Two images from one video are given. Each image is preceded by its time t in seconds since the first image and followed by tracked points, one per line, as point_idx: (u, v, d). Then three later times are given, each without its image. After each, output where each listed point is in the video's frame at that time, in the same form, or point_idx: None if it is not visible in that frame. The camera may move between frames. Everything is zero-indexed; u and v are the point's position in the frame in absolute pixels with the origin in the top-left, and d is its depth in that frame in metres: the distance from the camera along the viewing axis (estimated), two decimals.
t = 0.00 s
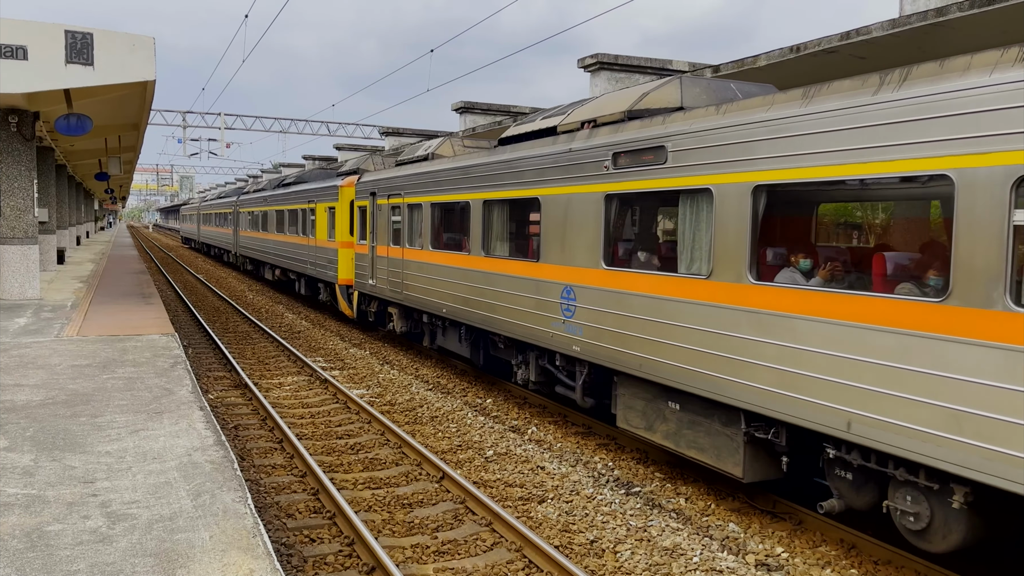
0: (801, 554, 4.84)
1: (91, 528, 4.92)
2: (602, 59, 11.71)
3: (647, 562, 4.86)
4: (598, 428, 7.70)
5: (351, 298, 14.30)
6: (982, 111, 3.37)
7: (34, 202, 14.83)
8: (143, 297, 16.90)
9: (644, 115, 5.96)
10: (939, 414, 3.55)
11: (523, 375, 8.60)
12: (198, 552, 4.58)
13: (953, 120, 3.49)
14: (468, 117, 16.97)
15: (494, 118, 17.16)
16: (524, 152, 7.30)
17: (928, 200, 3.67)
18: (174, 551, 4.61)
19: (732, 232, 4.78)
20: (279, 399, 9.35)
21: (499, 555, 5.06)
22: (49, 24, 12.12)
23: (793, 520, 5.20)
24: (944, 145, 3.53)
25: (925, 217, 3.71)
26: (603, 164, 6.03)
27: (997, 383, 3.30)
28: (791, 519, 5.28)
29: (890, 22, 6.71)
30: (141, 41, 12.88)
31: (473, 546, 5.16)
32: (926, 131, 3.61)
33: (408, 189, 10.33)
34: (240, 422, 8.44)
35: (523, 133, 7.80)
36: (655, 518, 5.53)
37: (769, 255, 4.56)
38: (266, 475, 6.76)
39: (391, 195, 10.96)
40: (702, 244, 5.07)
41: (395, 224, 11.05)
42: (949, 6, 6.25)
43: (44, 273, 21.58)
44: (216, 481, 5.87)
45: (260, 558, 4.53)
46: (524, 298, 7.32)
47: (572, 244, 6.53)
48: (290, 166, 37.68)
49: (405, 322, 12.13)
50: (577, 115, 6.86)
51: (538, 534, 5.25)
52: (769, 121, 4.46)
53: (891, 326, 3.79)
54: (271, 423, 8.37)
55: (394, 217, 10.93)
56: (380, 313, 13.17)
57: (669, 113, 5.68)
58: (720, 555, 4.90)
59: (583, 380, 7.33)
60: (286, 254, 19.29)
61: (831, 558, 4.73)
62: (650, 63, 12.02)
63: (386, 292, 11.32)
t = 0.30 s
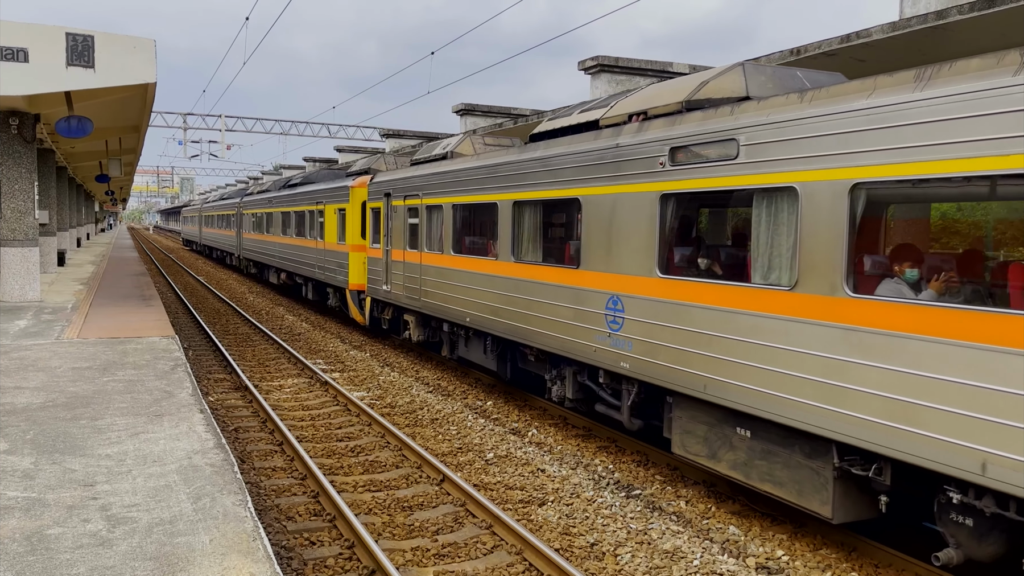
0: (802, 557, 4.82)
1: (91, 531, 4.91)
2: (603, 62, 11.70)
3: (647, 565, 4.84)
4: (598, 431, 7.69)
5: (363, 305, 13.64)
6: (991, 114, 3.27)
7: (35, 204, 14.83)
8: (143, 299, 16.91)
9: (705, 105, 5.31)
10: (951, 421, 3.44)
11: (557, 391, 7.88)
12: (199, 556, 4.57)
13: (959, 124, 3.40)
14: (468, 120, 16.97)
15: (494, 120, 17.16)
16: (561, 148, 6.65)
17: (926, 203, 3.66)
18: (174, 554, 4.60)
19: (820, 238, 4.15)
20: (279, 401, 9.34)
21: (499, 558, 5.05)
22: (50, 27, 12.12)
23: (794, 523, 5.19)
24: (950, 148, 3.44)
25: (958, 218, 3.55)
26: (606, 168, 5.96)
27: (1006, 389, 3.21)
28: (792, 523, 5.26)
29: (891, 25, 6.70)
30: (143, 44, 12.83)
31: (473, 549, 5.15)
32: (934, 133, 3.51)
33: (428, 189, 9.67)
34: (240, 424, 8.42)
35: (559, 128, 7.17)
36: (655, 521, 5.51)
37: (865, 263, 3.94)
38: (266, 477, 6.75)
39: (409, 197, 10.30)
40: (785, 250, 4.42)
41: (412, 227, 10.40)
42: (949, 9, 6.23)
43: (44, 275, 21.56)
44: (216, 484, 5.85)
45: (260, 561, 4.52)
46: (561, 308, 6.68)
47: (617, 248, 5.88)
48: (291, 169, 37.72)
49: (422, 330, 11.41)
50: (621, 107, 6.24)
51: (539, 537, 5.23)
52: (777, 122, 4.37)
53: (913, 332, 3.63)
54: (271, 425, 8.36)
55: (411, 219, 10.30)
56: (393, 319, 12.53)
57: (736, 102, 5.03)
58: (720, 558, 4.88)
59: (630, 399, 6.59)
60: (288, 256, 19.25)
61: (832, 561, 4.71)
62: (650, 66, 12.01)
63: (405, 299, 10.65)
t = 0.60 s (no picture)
0: (802, 559, 4.82)
1: (92, 533, 4.91)
2: (603, 64, 11.71)
3: (647, 566, 4.85)
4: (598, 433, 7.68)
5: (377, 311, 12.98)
6: (995, 117, 3.29)
7: (35, 206, 14.83)
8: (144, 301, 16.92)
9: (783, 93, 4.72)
10: (957, 424, 3.43)
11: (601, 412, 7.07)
12: (199, 558, 4.57)
13: (962, 126, 3.43)
14: (469, 122, 16.98)
15: (495, 122, 17.18)
16: (608, 143, 6.01)
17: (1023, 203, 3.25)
18: (175, 556, 4.61)
19: (944, 246, 3.54)
20: (279, 403, 9.35)
21: (499, 560, 5.05)
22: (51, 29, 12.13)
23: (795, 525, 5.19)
24: (954, 151, 3.47)
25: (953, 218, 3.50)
26: (607, 171, 5.95)
27: (1012, 392, 3.20)
28: (793, 525, 5.26)
29: (890, 27, 6.62)
30: (144, 46, 12.80)
31: (473, 551, 5.15)
32: (936, 136, 3.54)
33: (450, 190, 9.04)
34: (241, 426, 8.44)
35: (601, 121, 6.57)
36: (656, 523, 5.52)
37: (1000, 273, 3.33)
38: (266, 479, 6.75)
39: (429, 197, 9.66)
40: (896, 257, 3.80)
41: (432, 230, 9.77)
42: (950, 11, 6.17)
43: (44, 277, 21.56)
44: (216, 486, 5.86)
45: (261, 563, 4.52)
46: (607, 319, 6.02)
47: (676, 254, 5.23)
48: (291, 171, 37.76)
49: (442, 339, 10.61)
50: (676, 98, 5.65)
51: (539, 539, 5.23)
52: (782, 125, 4.37)
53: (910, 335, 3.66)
54: (271, 427, 8.37)
55: (431, 222, 9.68)
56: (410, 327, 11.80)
57: (823, 88, 4.43)
58: (721, 560, 4.88)
59: (688, 422, 5.85)
60: (291, 259, 19.20)
61: (832, 563, 4.72)
62: (650, 68, 12.01)
63: (423, 305, 10.01)
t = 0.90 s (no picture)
0: (803, 561, 4.83)
1: (92, 533, 4.93)
2: (605, 65, 11.74)
3: (648, 568, 4.86)
4: (599, 435, 7.70)
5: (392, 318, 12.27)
6: (982, 121, 3.30)
7: (36, 207, 14.84)
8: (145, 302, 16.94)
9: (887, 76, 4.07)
10: (940, 422, 3.46)
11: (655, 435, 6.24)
12: (199, 559, 4.59)
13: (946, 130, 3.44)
14: (470, 123, 17.01)
15: (496, 124, 17.21)
16: (664, 135, 5.35)
17: None
18: (175, 556, 4.62)
19: None
20: (280, 404, 9.37)
21: (499, 561, 5.06)
22: (53, 30, 12.16)
23: (795, 527, 5.20)
24: (938, 155, 3.48)
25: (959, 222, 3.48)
26: (606, 173, 5.95)
27: (1000, 394, 3.20)
28: (793, 526, 5.27)
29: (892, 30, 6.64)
30: (145, 47, 12.83)
31: (474, 552, 5.16)
32: (907, 140, 3.62)
33: (475, 189, 8.39)
34: (242, 427, 8.45)
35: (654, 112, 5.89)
36: (656, 525, 5.53)
37: None
38: (267, 480, 6.77)
39: (452, 197, 8.98)
40: None
41: (456, 231, 9.07)
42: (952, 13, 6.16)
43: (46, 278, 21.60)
44: (217, 487, 5.87)
45: (261, 564, 4.54)
46: (662, 333, 5.37)
47: (752, 260, 4.56)
48: (292, 172, 37.82)
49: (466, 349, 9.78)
50: (748, 84, 5.02)
51: (539, 540, 5.25)
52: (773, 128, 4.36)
53: (888, 333, 3.73)
54: (272, 428, 8.40)
55: (455, 224, 9.01)
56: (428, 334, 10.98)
57: (939, 68, 3.77)
58: (721, 562, 4.89)
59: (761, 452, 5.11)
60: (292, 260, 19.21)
61: (834, 566, 4.72)
62: (651, 70, 12.03)
63: (444, 311, 9.37)
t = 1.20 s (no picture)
0: (803, 563, 4.82)
1: (92, 534, 4.92)
2: (605, 67, 11.73)
3: (648, 570, 4.85)
4: (599, 436, 7.68)
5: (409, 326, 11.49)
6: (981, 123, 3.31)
7: (38, 208, 14.82)
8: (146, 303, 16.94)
9: None
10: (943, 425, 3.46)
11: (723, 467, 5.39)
12: (199, 560, 4.58)
13: (944, 133, 3.46)
14: (471, 125, 17.00)
15: (496, 125, 17.19)
16: (737, 124, 4.68)
17: None
18: (175, 557, 4.61)
19: None
20: (280, 405, 9.36)
21: (499, 562, 5.05)
22: (54, 31, 12.17)
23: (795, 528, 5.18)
24: (938, 157, 3.49)
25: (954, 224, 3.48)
26: (604, 175, 5.94)
27: (1001, 395, 3.21)
28: (793, 528, 5.25)
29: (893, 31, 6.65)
30: (146, 48, 12.81)
31: (474, 554, 5.15)
32: (910, 143, 3.61)
33: (504, 188, 7.69)
34: (241, 428, 8.44)
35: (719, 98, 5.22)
36: (656, 526, 5.52)
37: None
38: (267, 482, 6.76)
39: (477, 196, 8.25)
40: None
41: (482, 233, 8.34)
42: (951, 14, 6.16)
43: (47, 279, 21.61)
44: (217, 488, 5.86)
45: (260, 565, 4.53)
46: (737, 350, 4.68)
47: (854, 268, 3.91)
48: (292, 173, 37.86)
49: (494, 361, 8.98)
50: (839, 65, 4.37)
51: (540, 542, 5.23)
52: (773, 129, 4.36)
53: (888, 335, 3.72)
54: (272, 429, 8.39)
55: (480, 225, 8.30)
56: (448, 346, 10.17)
57: None
58: (722, 564, 4.88)
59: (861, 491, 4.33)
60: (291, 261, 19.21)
61: (833, 568, 4.71)
62: (652, 71, 12.02)
63: (468, 319, 8.66)
